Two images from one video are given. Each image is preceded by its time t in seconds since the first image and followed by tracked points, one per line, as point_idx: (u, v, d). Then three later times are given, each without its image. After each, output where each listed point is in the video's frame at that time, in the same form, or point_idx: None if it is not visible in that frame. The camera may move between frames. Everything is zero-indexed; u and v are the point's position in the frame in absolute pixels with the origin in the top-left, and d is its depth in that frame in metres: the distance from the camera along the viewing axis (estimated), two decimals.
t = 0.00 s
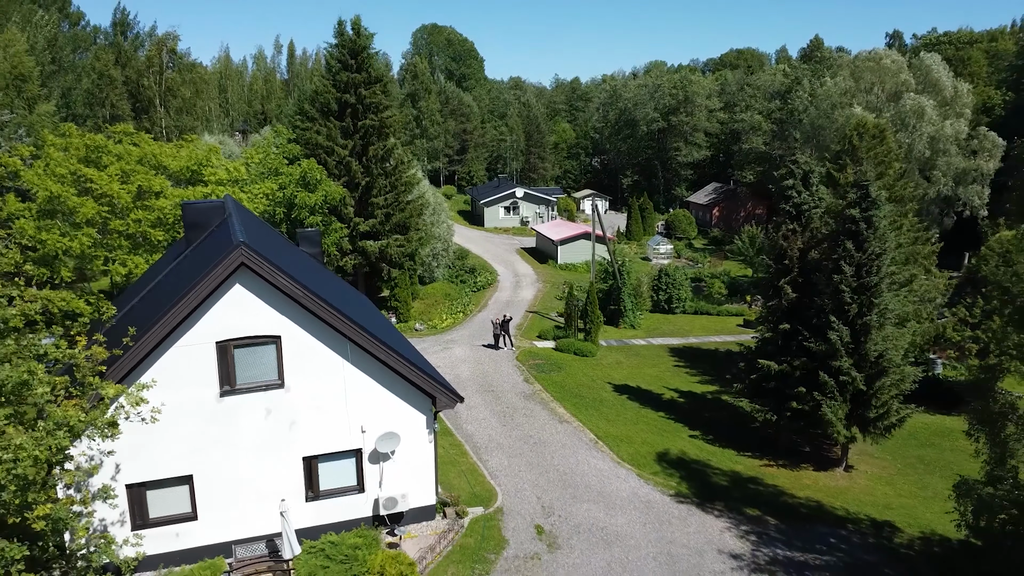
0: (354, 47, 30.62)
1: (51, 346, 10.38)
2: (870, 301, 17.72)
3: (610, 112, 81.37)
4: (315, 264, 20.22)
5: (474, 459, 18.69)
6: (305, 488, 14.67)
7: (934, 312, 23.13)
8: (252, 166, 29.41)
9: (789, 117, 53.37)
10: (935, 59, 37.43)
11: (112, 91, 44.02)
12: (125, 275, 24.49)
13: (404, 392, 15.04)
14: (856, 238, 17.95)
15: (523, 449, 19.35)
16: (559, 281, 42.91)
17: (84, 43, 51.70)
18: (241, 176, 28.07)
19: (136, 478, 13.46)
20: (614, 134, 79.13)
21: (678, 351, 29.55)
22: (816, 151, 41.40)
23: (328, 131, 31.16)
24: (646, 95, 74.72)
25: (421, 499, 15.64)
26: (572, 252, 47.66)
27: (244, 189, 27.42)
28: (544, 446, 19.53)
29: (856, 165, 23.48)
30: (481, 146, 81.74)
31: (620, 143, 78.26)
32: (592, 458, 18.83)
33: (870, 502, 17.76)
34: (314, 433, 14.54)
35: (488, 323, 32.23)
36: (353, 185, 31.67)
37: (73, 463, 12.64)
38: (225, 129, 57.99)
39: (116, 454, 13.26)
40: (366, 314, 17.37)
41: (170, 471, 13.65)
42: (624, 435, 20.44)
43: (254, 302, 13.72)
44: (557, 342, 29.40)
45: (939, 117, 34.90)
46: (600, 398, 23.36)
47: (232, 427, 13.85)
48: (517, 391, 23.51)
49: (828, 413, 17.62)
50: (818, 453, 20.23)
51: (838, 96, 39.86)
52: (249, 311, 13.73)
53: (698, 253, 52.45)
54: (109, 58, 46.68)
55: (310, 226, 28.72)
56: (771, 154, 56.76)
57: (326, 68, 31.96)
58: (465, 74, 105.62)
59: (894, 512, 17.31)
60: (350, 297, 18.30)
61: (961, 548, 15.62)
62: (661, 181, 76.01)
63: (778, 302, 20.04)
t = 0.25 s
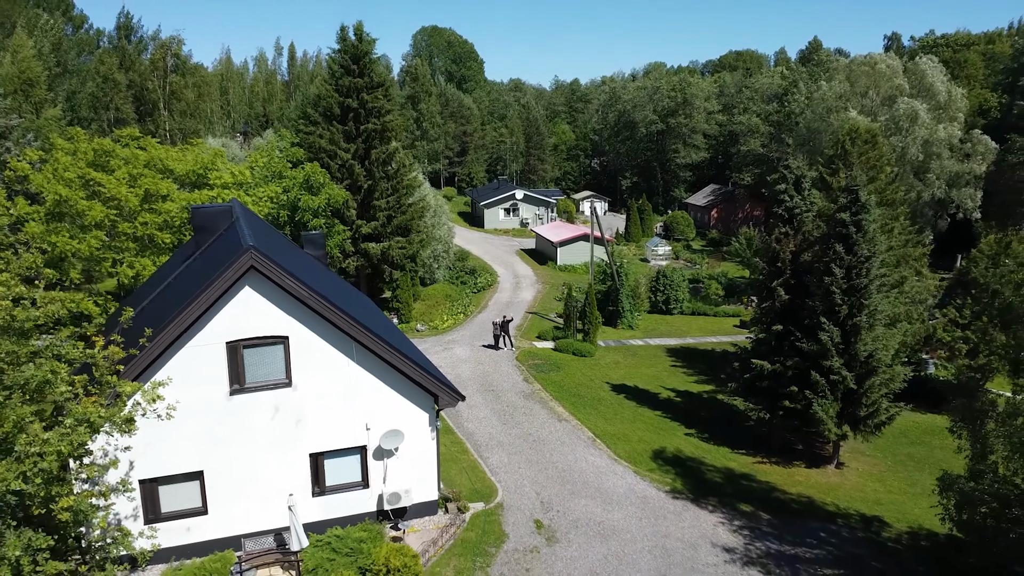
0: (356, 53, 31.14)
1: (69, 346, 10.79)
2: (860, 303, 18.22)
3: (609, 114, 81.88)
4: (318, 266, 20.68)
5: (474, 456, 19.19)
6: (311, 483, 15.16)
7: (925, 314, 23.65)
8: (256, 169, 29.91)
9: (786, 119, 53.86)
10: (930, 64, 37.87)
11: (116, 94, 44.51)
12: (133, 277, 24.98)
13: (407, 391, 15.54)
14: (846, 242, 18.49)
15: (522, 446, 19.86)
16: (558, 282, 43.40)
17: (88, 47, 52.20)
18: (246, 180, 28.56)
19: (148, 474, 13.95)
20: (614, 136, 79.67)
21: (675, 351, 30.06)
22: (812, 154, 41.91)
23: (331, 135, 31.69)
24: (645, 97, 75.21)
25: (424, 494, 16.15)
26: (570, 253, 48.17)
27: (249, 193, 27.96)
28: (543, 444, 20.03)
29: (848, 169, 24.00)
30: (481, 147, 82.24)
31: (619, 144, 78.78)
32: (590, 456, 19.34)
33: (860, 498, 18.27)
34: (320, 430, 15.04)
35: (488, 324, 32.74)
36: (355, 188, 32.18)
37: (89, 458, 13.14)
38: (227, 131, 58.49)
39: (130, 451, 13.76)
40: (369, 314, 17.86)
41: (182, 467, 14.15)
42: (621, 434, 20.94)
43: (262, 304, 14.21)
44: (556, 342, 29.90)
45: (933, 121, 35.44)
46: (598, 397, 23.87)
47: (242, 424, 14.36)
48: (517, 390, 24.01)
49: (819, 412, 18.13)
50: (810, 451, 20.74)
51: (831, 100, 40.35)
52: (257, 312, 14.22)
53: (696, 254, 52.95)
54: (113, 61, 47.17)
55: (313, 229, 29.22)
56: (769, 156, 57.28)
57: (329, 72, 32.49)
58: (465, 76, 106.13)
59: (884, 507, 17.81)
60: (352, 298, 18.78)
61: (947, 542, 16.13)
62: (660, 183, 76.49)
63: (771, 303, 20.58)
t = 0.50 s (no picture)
0: (359, 58, 31.74)
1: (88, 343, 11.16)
2: (849, 304, 18.82)
3: (608, 116, 82.50)
4: (323, 267, 21.25)
5: (475, 453, 19.77)
6: (318, 478, 15.74)
7: (915, 314, 24.23)
8: (261, 173, 30.49)
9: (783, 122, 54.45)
10: (923, 69, 38.52)
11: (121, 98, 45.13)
12: (142, 278, 25.55)
13: (410, 388, 16.11)
14: (836, 245, 19.08)
15: (522, 444, 20.43)
16: (557, 283, 43.99)
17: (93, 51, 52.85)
18: (252, 183, 29.14)
19: (162, 468, 14.52)
20: (613, 138, 80.31)
21: (672, 351, 30.65)
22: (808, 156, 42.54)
23: (334, 139, 32.31)
24: (644, 99, 75.80)
25: (427, 489, 16.72)
26: (570, 255, 48.77)
27: (255, 197, 28.57)
28: (542, 441, 20.60)
29: (839, 174, 24.59)
30: (481, 149, 82.87)
31: (618, 146, 79.40)
32: (587, 452, 19.92)
33: (849, 493, 18.85)
34: (327, 427, 15.62)
35: (488, 325, 33.32)
36: (358, 191, 32.76)
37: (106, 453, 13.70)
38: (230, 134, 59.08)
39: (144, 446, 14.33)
40: (373, 315, 18.44)
41: (194, 462, 14.72)
42: (618, 431, 21.52)
43: (271, 305, 14.78)
44: (555, 342, 30.48)
45: (926, 125, 36.09)
46: (595, 396, 24.45)
47: (252, 421, 14.94)
48: (517, 389, 24.59)
49: (810, 410, 18.71)
50: (802, 448, 21.32)
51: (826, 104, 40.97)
52: (267, 313, 14.79)
53: (694, 256, 53.54)
54: (118, 65, 47.79)
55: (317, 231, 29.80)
56: (766, 158, 57.88)
57: (332, 77, 33.10)
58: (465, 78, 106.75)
59: (872, 502, 18.39)
60: (357, 299, 19.35)
61: (932, 535, 16.71)
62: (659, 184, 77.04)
63: (764, 304, 21.18)
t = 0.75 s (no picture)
0: (361, 63, 32.27)
1: (106, 341, 11.42)
2: (840, 305, 19.33)
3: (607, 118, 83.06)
4: (326, 269, 21.73)
5: (476, 450, 20.28)
6: (324, 474, 16.24)
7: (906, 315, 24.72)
8: (265, 176, 31.01)
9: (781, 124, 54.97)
10: (916, 73, 39.07)
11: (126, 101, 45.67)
12: (148, 280, 26.06)
13: (412, 387, 16.62)
14: (827, 247, 19.61)
15: (521, 441, 20.93)
16: (557, 284, 44.50)
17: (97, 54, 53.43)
18: (256, 186, 29.64)
19: (174, 464, 15.02)
20: (612, 140, 80.87)
21: (669, 351, 31.17)
22: (804, 159, 43.05)
23: (336, 143, 32.89)
24: (643, 101, 76.34)
25: (429, 484, 17.23)
26: (569, 256, 49.29)
27: (259, 200, 29.08)
28: (541, 439, 21.10)
29: (832, 177, 25.13)
30: (481, 151, 83.42)
31: (618, 148, 79.95)
32: (585, 450, 20.42)
33: (840, 489, 19.36)
34: (332, 424, 16.11)
35: (488, 325, 33.83)
36: (360, 194, 33.28)
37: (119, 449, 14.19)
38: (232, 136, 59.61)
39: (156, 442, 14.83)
40: (376, 315, 18.93)
41: (204, 457, 15.22)
42: (615, 429, 22.03)
43: (278, 306, 15.27)
44: (554, 343, 30.99)
45: (919, 129, 36.67)
46: (593, 395, 24.95)
47: (260, 418, 15.44)
48: (516, 388, 25.10)
49: (801, 408, 19.21)
50: (795, 445, 21.83)
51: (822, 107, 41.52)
52: (274, 314, 15.28)
53: (692, 257, 54.04)
54: (122, 69, 48.35)
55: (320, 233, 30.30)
56: (763, 160, 58.40)
57: (335, 82, 33.65)
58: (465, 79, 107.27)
59: (862, 498, 18.90)
60: (360, 299, 19.82)
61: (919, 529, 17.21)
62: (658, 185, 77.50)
63: (758, 305, 21.71)
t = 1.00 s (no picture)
0: (363, 68, 32.91)
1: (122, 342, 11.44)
2: (830, 307, 19.91)
3: (606, 121, 83.71)
4: (330, 271, 22.32)
5: (476, 448, 20.86)
6: (330, 470, 16.82)
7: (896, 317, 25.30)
8: (269, 179, 31.61)
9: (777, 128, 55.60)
10: (909, 77, 39.69)
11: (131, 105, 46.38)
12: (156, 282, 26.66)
13: (415, 386, 17.20)
14: (817, 250, 20.21)
15: (520, 439, 21.51)
16: (556, 286, 45.09)
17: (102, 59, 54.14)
18: (261, 189, 30.24)
19: (186, 460, 15.62)
20: (611, 142, 81.52)
21: (665, 352, 31.77)
22: (799, 162, 43.67)
23: (339, 148, 33.54)
24: (641, 104, 76.97)
25: (431, 480, 17.80)
26: (568, 258, 49.89)
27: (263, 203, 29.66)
28: (540, 437, 21.67)
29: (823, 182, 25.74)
30: (481, 153, 84.09)
31: (616, 150, 80.59)
32: (583, 447, 21.00)
33: (829, 485, 19.95)
34: (337, 422, 16.69)
35: (489, 326, 34.44)
36: (362, 197, 33.88)
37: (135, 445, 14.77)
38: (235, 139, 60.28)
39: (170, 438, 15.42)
40: (379, 316, 19.52)
41: (215, 453, 15.80)
42: (612, 427, 22.62)
43: (286, 308, 15.84)
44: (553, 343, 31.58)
45: (911, 133, 37.33)
46: (591, 394, 25.54)
47: (268, 416, 16.03)
48: (516, 388, 25.69)
49: (793, 406, 19.79)
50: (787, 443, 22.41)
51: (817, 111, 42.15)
52: (282, 315, 15.86)
53: (690, 259, 54.62)
54: (127, 73, 49.02)
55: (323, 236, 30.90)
56: (760, 163, 59.01)
57: (337, 88, 34.30)
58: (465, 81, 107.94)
59: (851, 494, 19.48)
60: (363, 301, 20.41)
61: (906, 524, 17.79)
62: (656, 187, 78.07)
63: (751, 306, 22.31)
